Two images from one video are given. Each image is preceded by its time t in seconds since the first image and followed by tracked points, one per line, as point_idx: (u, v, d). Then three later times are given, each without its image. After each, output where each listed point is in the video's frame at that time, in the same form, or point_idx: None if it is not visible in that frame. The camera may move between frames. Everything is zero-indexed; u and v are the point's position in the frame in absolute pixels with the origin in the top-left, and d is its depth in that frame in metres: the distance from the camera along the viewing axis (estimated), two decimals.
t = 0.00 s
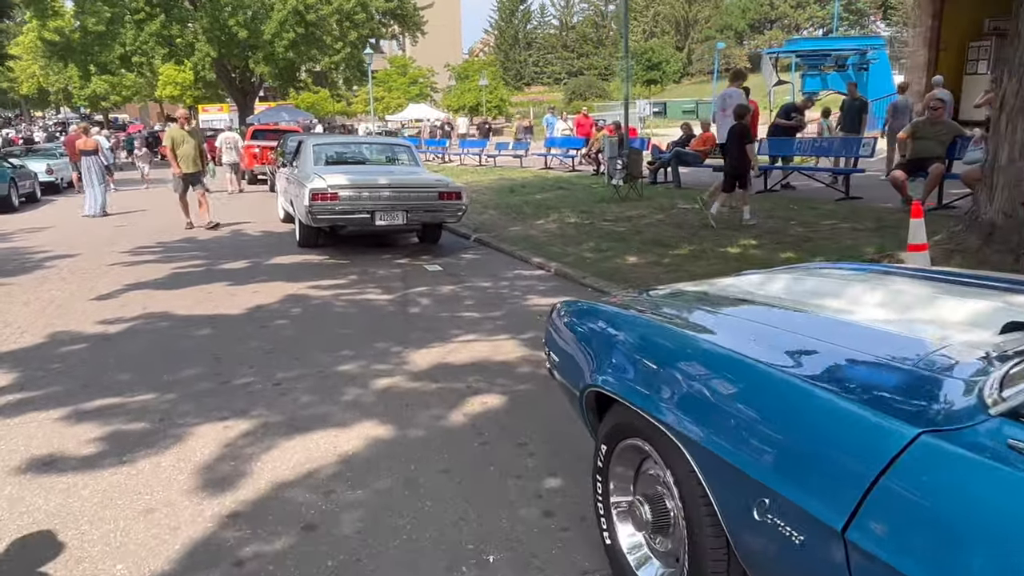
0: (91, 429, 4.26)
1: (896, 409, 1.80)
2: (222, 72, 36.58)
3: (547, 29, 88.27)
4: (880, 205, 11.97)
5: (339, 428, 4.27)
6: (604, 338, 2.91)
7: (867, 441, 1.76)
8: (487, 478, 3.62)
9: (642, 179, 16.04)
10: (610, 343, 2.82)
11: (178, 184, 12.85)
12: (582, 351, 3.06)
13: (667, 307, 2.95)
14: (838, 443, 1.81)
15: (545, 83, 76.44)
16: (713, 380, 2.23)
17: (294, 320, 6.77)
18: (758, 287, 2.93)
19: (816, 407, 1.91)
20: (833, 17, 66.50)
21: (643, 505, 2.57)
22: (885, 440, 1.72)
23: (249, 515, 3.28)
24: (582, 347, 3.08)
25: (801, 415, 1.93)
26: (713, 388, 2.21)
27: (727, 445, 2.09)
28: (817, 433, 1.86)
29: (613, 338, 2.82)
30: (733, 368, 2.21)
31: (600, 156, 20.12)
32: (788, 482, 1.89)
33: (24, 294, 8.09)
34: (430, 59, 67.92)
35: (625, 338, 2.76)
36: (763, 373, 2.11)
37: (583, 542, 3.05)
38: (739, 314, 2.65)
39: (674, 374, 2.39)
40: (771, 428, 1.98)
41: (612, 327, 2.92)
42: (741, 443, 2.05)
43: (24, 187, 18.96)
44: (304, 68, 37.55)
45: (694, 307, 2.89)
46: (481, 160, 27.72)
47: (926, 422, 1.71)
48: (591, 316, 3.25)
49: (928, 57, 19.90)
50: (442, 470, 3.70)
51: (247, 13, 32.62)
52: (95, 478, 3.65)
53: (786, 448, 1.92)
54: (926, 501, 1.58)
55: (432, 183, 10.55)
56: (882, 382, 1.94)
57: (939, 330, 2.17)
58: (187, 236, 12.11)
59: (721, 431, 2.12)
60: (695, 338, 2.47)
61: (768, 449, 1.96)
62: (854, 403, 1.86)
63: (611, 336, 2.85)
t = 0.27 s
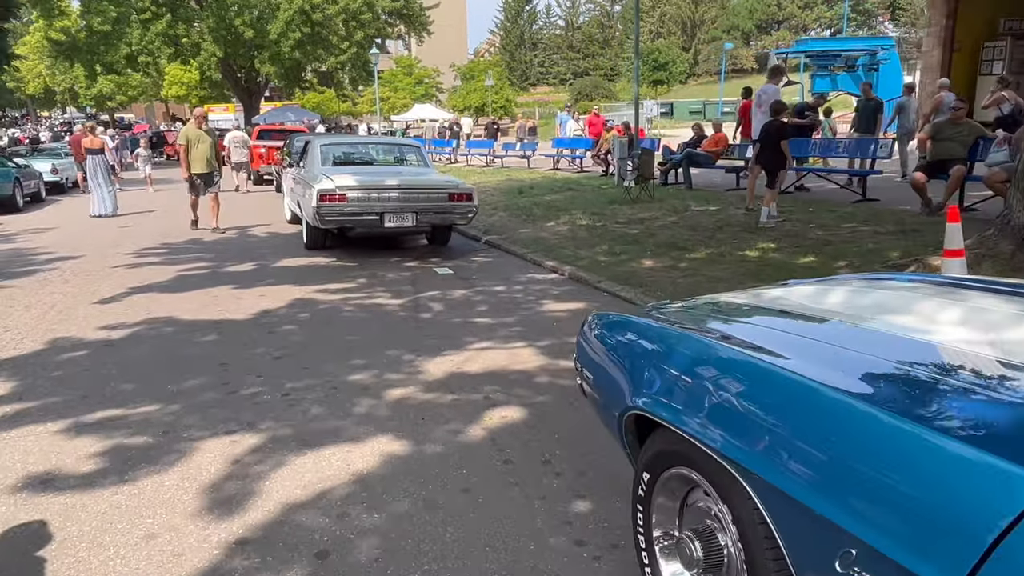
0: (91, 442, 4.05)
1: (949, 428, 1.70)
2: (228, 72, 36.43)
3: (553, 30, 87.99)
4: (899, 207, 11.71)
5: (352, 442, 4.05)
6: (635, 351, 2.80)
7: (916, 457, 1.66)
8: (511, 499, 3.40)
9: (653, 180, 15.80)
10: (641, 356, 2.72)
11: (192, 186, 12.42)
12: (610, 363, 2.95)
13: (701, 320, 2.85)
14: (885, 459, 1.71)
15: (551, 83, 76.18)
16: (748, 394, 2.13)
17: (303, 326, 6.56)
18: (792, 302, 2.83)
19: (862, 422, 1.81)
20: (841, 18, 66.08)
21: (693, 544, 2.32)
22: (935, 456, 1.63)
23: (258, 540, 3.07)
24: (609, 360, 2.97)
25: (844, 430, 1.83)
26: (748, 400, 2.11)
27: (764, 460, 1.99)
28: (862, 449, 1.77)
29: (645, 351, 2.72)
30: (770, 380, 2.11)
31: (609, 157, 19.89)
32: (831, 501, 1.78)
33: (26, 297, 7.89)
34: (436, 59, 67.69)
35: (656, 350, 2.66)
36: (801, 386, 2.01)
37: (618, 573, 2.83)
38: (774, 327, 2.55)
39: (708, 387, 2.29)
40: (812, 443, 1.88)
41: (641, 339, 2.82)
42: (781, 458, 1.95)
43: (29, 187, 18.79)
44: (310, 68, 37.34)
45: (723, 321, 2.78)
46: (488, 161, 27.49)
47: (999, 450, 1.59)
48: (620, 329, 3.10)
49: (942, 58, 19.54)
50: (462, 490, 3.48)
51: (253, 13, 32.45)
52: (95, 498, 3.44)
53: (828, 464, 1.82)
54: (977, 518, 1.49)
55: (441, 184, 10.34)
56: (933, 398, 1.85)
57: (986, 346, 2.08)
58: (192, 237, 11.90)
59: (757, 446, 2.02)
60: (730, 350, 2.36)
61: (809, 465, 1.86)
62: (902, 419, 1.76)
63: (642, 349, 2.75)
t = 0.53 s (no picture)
0: (89, 461, 3.84)
1: (995, 445, 1.65)
2: (230, 72, 36.22)
3: (555, 30, 87.72)
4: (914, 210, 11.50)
5: (364, 461, 3.84)
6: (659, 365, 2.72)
7: (955, 477, 1.62)
8: (536, 527, 3.19)
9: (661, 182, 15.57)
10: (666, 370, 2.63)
11: (203, 187, 11.93)
12: (635, 378, 2.85)
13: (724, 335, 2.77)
14: (930, 479, 1.66)
15: (553, 84, 75.94)
16: (785, 412, 2.05)
17: (309, 333, 6.35)
18: (816, 313, 2.77)
19: (902, 439, 1.75)
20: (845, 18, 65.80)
21: None
22: (980, 474, 1.58)
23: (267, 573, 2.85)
24: (633, 375, 2.86)
25: (886, 449, 1.77)
26: (784, 419, 2.04)
27: (803, 482, 1.91)
28: (906, 469, 1.70)
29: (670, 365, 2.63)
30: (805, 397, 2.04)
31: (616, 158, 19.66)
32: (877, 524, 1.72)
33: (24, 302, 7.69)
34: (438, 60, 67.44)
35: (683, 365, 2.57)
36: (837, 404, 1.94)
37: None
38: (802, 341, 2.48)
39: (742, 403, 2.21)
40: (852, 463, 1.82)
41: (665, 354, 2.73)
42: (821, 481, 1.88)
43: (29, 187, 18.60)
44: (312, 68, 37.13)
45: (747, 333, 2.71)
46: (492, 162, 27.25)
47: None
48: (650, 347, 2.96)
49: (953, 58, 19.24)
50: (483, 517, 3.27)
51: (256, 13, 32.25)
52: (92, 524, 3.23)
53: (872, 487, 1.76)
54: None
55: (449, 186, 10.13)
56: (971, 418, 1.80)
57: None
58: (195, 240, 11.69)
59: (794, 467, 1.95)
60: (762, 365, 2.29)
61: (851, 489, 1.80)
62: (944, 438, 1.71)
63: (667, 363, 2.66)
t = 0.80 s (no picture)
0: (80, 478, 3.64)
1: None
2: (230, 73, 36.02)
3: (555, 31, 87.54)
4: (926, 212, 11.29)
5: (370, 479, 3.63)
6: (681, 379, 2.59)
7: (1002, 495, 1.51)
8: (556, 554, 2.98)
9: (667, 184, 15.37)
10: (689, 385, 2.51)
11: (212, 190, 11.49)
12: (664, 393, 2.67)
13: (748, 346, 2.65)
14: (976, 502, 1.54)
15: (553, 85, 75.73)
16: (814, 428, 1.93)
17: (311, 339, 6.14)
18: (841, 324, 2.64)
19: (942, 458, 1.64)
20: (846, 19, 65.57)
21: None
22: None
23: None
24: (655, 392, 2.73)
25: (927, 468, 1.65)
26: (816, 437, 1.91)
27: (839, 505, 1.79)
28: (948, 489, 1.59)
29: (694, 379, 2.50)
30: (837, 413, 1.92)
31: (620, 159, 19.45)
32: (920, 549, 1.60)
33: (18, 306, 7.48)
34: (438, 61, 67.24)
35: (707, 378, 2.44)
36: (871, 421, 1.82)
37: None
38: (829, 352, 2.35)
39: (771, 420, 2.08)
40: (893, 483, 1.69)
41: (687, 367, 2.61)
42: (858, 502, 1.75)
43: (27, 188, 18.39)
44: (312, 68, 36.91)
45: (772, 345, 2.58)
46: (493, 164, 27.05)
47: None
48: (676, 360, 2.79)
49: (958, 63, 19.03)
50: (499, 542, 3.06)
51: (256, 13, 32.06)
52: (80, 549, 3.02)
53: (916, 509, 1.63)
54: None
55: (453, 187, 9.93)
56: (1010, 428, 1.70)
57: None
58: (194, 242, 11.48)
59: (830, 490, 1.82)
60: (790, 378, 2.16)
61: (889, 511, 1.68)
62: (989, 454, 1.60)
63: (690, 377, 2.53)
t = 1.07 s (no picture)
0: (62, 502, 3.39)
1: None
2: (228, 74, 35.81)
3: (555, 33, 87.38)
4: (938, 216, 11.07)
5: (374, 502, 3.39)
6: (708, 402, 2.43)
7: None
8: None
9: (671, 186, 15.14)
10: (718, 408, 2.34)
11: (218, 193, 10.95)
12: (692, 417, 2.50)
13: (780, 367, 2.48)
14: None
15: (552, 86, 75.63)
16: (856, 452, 1.77)
17: (311, 347, 5.90)
18: (878, 344, 2.47)
19: (1001, 488, 1.48)
20: (847, 21, 65.41)
21: None
22: None
23: None
24: (683, 416, 2.55)
25: (983, 499, 1.49)
26: (859, 465, 1.74)
27: (885, 539, 1.62)
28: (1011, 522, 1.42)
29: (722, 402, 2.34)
30: (881, 439, 1.75)
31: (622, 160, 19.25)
32: None
33: (7, 312, 7.24)
34: (437, 62, 67.05)
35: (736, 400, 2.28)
36: (917, 447, 1.66)
37: None
38: (868, 373, 2.18)
39: (807, 447, 1.91)
40: (946, 514, 1.53)
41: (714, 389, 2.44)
42: (907, 537, 1.58)
43: (22, 189, 18.15)
44: (311, 69, 36.66)
45: (803, 365, 2.41)
46: (493, 166, 26.82)
47: None
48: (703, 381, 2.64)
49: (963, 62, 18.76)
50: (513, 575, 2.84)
51: (254, 13, 31.84)
52: None
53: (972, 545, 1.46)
54: None
55: (456, 190, 9.69)
56: None
57: None
58: (190, 244, 11.24)
59: (876, 522, 1.65)
60: (827, 401, 1.99)
61: (940, 546, 1.51)
62: None
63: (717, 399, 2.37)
